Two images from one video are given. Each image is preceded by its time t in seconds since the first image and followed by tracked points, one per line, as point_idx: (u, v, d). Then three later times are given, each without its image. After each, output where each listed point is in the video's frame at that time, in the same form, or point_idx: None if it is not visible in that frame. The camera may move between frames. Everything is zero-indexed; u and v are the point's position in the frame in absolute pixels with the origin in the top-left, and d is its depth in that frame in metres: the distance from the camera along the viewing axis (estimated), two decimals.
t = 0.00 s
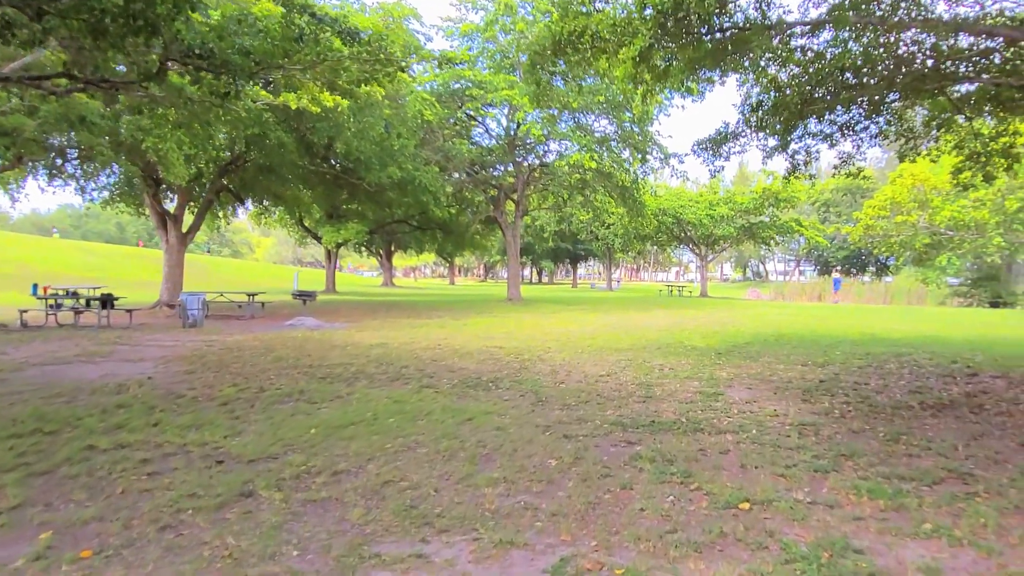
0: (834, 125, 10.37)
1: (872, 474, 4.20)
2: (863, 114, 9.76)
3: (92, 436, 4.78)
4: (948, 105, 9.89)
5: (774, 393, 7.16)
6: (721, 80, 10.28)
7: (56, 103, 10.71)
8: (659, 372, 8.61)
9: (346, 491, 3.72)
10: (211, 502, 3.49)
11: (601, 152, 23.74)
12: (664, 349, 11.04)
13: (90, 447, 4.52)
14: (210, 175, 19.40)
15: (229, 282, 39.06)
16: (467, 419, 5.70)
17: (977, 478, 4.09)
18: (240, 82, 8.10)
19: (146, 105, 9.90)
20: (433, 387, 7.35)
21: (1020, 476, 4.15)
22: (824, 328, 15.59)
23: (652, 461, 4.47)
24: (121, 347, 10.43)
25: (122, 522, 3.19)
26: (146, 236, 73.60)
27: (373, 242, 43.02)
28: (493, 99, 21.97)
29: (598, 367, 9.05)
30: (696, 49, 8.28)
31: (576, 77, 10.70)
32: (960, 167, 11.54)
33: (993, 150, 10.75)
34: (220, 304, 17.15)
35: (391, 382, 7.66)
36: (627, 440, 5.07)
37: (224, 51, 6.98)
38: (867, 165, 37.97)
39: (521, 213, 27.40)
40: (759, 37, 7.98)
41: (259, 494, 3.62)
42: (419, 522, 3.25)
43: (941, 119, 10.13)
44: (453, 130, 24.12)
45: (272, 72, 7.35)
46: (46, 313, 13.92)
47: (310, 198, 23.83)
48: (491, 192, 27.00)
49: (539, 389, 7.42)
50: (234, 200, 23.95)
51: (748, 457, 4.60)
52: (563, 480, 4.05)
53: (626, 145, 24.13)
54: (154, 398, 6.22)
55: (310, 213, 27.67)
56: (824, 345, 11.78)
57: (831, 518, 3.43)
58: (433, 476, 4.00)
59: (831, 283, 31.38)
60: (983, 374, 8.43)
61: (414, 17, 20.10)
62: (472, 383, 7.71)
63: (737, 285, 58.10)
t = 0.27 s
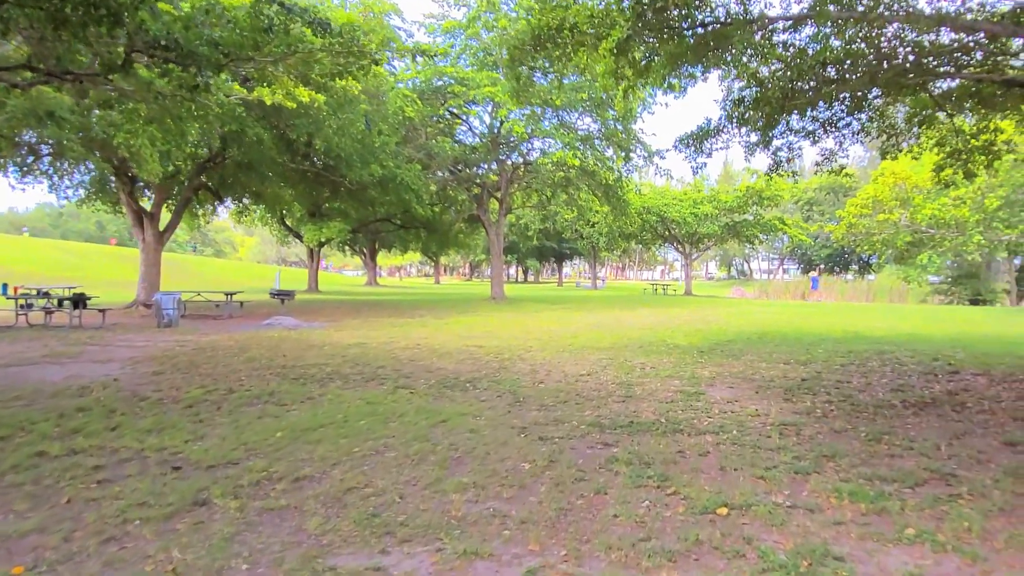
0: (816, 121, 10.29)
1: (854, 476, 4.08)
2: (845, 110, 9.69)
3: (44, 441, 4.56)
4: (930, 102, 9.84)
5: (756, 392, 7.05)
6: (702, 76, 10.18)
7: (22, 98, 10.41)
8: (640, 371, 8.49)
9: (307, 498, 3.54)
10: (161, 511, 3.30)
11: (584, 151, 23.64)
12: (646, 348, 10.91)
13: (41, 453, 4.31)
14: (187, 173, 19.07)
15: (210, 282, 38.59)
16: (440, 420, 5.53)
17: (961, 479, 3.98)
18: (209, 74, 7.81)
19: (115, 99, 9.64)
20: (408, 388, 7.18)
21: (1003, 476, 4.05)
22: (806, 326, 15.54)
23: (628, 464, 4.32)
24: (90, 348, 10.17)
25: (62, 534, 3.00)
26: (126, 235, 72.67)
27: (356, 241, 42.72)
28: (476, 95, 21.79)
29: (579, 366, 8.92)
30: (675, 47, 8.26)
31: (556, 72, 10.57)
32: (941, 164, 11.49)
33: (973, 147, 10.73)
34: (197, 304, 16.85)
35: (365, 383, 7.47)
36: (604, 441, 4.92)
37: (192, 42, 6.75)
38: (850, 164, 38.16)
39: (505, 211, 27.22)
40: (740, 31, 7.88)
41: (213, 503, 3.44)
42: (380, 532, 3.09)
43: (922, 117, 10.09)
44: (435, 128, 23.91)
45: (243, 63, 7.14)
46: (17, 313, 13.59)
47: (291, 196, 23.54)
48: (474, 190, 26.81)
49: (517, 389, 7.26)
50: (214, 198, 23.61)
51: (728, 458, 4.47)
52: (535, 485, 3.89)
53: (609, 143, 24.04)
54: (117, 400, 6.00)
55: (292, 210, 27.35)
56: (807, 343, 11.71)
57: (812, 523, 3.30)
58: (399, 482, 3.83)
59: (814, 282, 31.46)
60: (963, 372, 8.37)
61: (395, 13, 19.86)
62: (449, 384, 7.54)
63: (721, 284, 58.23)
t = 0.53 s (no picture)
0: (800, 122, 10.20)
1: (835, 486, 3.94)
2: (829, 111, 9.60)
3: None
4: (914, 103, 9.77)
5: (737, 396, 6.92)
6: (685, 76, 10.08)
7: None
8: (621, 374, 8.35)
9: (261, 512, 3.36)
10: (104, 526, 3.12)
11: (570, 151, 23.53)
12: (629, 350, 10.78)
13: None
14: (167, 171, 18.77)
15: (193, 282, 38.18)
16: (412, 426, 5.35)
17: (945, 489, 3.85)
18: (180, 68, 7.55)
19: (86, 95, 9.42)
20: (383, 392, 7.00)
21: (987, 486, 3.94)
22: (792, 328, 15.45)
23: (603, 473, 4.17)
24: (61, 349, 9.91)
25: None
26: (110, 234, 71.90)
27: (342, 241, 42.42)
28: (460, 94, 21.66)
29: (560, 369, 8.78)
30: (659, 45, 8.11)
31: (539, 70, 10.41)
32: (927, 166, 11.41)
33: (958, 149, 10.67)
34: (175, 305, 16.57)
35: (339, 386, 7.29)
36: (580, 448, 4.77)
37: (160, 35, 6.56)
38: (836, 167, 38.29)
39: (491, 212, 27.05)
40: (723, 30, 7.77)
41: (161, 517, 3.25)
42: (334, 549, 2.92)
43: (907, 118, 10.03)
44: (420, 127, 23.71)
45: (214, 57, 6.96)
46: None
47: (274, 196, 23.27)
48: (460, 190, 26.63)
49: (495, 393, 7.10)
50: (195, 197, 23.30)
51: (705, 467, 4.33)
52: (504, 496, 3.73)
53: (596, 143, 23.92)
54: (77, 405, 5.78)
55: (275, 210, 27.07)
56: (791, 345, 11.62)
57: (788, 537, 3.16)
58: (361, 492, 3.66)
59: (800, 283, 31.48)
60: (948, 375, 8.28)
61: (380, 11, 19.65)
62: (425, 387, 7.36)
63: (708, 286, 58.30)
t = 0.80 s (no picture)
0: (777, 121, 10.16)
1: (810, 492, 3.84)
2: (806, 111, 9.56)
3: None
4: (890, 103, 9.76)
5: (713, 398, 6.83)
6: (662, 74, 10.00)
7: None
8: (597, 376, 8.22)
9: (211, 526, 3.19)
10: (40, 544, 2.93)
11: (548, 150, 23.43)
12: (606, 350, 10.67)
13: None
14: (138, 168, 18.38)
15: (168, 281, 37.59)
16: (380, 431, 5.19)
17: (920, 495, 3.77)
18: (142, 62, 7.34)
19: (47, 89, 9.14)
20: (352, 394, 6.82)
21: (962, 492, 3.86)
22: (770, 327, 15.46)
23: (573, 480, 4.04)
24: (21, 351, 9.61)
25: None
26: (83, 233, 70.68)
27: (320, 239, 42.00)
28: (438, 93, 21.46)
29: (535, 371, 8.64)
30: (636, 42, 8.04)
31: (515, 67, 10.27)
32: (902, 166, 11.42)
33: (933, 149, 10.70)
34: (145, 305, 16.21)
35: (308, 389, 7.09)
36: (551, 454, 4.64)
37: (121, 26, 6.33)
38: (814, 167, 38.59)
39: (469, 211, 26.88)
40: (699, 28, 7.69)
41: (103, 532, 3.07)
42: (285, 565, 2.76)
43: (883, 118, 10.04)
44: (398, 125, 23.47)
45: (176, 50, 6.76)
46: None
47: (249, 193, 22.92)
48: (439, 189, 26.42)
49: (468, 395, 6.94)
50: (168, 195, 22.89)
51: (678, 472, 4.21)
52: (469, 505, 3.58)
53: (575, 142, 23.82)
54: (30, 411, 5.55)
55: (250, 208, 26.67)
56: (768, 345, 11.59)
57: (761, 548, 3.05)
58: (319, 503, 3.50)
59: (778, 282, 31.65)
60: (923, 375, 8.27)
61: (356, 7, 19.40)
62: (396, 390, 7.20)
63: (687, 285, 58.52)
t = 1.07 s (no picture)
0: (746, 119, 10.10)
1: (781, 495, 3.71)
2: (775, 109, 9.51)
3: None
4: (857, 102, 9.78)
5: (683, 398, 6.70)
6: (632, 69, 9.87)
7: None
8: (565, 376, 8.06)
9: (144, 540, 2.95)
10: None
11: (518, 148, 23.27)
12: (575, 350, 10.53)
13: None
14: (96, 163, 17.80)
15: (129, 281, 36.67)
16: (337, 434, 4.96)
17: (892, 496, 3.67)
18: (90, 48, 7.02)
19: None
20: (311, 396, 6.56)
21: (934, 492, 3.77)
22: (738, 327, 15.46)
23: (537, 485, 3.86)
24: None
25: None
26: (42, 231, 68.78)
27: (288, 238, 41.35)
28: (407, 89, 21.25)
29: (503, 371, 8.46)
30: (605, 37, 7.92)
31: (483, 62, 10.08)
32: (869, 165, 11.46)
33: (899, 148, 10.74)
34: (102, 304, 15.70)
35: (266, 390, 6.82)
36: (515, 456, 4.46)
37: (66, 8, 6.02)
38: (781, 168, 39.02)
39: (439, 209, 26.61)
40: (669, 23, 7.58)
41: (23, 548, 2.82)
42: None
43: (850, 117, 10.04)
44: (366, 122, 23.11)
45: (126, 34, 6.46)
46: None
47: (213, 191, 22.38)
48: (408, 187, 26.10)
49: (432, 396, 6.73)
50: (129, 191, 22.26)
51: (646, 476, 4.06)
52: (427, 513, 3.38)
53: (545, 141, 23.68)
54: None
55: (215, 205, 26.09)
56: (737, 344, 11.57)
57: (732, 557, 2.90)
58: (264, 514, 3.27)
59: (747, 282, 31.87)
60: (890, 374, 8.27)
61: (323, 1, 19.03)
62: (358, 391, 6.96)
63: (658, 285, 58.85)
